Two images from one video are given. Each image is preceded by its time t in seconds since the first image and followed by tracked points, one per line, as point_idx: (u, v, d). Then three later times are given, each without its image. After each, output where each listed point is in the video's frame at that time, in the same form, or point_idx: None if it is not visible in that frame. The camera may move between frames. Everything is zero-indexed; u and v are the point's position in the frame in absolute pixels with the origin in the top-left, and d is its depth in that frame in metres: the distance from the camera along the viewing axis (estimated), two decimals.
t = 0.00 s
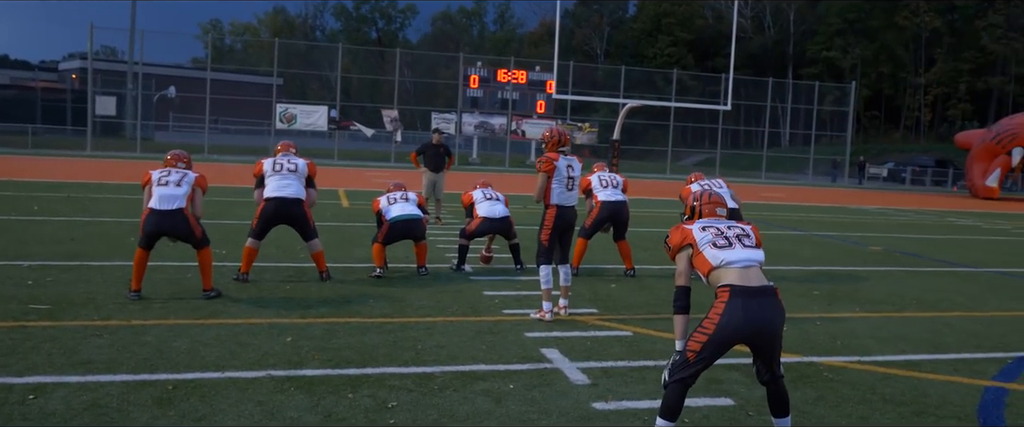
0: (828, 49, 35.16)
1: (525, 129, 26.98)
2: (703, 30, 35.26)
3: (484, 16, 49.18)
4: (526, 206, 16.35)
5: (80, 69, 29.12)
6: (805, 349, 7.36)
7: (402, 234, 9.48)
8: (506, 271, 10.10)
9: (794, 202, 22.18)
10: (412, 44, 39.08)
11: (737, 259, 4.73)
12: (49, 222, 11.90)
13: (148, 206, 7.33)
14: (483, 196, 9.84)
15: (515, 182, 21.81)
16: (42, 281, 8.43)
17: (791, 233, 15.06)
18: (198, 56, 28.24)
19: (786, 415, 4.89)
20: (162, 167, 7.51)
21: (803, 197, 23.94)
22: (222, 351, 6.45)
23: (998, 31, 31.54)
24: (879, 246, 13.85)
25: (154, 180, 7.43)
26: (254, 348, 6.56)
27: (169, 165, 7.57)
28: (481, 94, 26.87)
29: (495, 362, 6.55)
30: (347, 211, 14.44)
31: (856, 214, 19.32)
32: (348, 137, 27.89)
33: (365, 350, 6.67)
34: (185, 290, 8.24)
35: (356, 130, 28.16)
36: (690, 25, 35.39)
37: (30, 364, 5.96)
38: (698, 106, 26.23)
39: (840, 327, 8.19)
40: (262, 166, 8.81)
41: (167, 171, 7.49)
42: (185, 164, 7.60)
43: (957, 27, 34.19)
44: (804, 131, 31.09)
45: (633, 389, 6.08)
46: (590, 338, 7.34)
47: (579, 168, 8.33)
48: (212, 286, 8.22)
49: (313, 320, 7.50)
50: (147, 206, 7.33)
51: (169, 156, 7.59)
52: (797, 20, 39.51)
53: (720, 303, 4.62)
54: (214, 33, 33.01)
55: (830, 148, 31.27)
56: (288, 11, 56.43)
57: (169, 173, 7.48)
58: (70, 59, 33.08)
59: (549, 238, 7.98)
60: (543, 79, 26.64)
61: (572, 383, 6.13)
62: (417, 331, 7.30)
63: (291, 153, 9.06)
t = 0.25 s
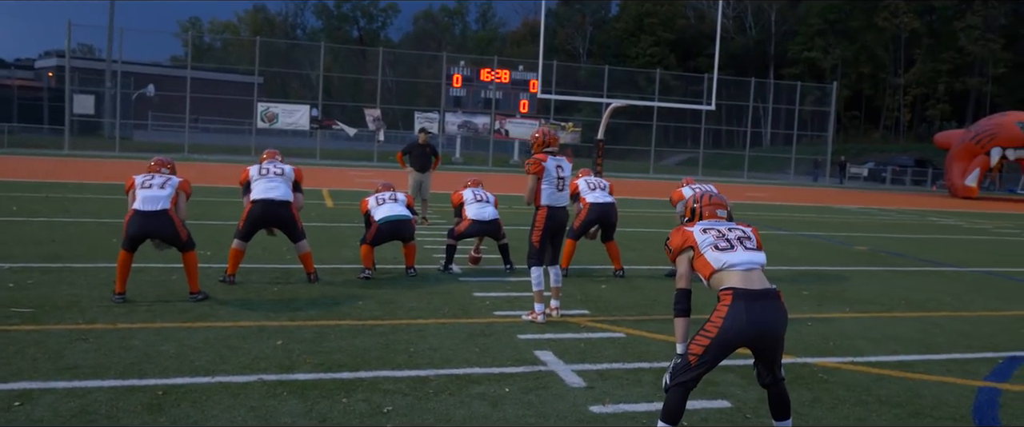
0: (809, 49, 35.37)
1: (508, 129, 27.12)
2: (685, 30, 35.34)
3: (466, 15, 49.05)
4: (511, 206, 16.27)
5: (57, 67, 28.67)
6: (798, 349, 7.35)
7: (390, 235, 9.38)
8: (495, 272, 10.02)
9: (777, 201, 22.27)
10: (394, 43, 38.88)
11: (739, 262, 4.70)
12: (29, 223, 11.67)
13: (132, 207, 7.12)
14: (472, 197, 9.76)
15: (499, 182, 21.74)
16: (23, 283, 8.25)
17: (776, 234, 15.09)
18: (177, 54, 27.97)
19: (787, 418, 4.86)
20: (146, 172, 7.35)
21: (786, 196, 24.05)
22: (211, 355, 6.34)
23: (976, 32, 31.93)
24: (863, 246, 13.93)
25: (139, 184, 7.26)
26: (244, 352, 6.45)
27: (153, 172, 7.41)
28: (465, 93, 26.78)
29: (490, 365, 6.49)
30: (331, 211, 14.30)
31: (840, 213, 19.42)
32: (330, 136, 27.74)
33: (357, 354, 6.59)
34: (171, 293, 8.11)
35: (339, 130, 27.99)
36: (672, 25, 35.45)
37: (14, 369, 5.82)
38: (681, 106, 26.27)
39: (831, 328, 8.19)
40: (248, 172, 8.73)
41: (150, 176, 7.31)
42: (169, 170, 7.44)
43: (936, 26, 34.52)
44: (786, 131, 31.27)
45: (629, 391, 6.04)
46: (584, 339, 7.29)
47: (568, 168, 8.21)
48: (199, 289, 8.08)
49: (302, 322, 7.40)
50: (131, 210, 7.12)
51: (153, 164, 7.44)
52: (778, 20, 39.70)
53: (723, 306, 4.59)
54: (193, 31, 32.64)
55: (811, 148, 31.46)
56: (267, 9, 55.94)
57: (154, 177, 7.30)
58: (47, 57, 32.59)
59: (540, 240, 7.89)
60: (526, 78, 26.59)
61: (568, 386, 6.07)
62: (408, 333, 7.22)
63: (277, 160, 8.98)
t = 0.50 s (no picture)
0: (788, 50, 35.53)
1: (489, 128, 26.96)
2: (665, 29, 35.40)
3: (445, 14, 48.83)
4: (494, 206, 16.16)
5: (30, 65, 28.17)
6: (790, 350, 7.33)
7: (377, 236, 9.28)
8: (482, 272, 9.96)
9: (757, 201, 22.36)
10: (373, 41, 38.64)
11: (739, 263, 4.67)
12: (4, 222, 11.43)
13: (115, 209, 6.98)
14: (460, 198, 9.64)
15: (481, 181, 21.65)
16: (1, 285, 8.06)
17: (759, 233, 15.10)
18: (153, 52, 27.64)
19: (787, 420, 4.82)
20: (128, 175, 7.18)
21: (766, 196, 24.16)
22: (198, 358, 6.23)
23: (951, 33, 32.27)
24: (846, 245, 14.00)
25: (120, 185, 7.09)
26: (232, 355, 6.34)
27: (135, 174, 7.23)
28: (445, 92, 26.61)
29: (482, 367, 6.41)
30: (313, 211, 14.15)
31: (820, 213, 19.53)
32: (308, 135, 27.51)
33: (346, 356, 6.49)
34: (155, 294, 7.97)
35: (318, 129, 27.76)
36: (652, 24, 35.50)
37: None
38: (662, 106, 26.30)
39: (819, 328, 8.19)
40: (230, 177, 8.61)
41: (133, 178, 7.14)
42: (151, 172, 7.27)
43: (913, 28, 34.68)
44: (765, 130, 31.43)
45: (624, 393, 5.99)
46: (576, 340, 7.23)
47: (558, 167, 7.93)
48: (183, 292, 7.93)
49: (290, 324, 7.29)
50: (114, 212, 6.97)
51: (135, 166, 7.27)
52: (756, 20, 39.87)
53: (725, 307, 4.55)
54: (169, 27, 32.21)
55: (790, 147, 31.65)
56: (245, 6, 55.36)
57: (136, 179, 7.13)
58: (19, 54, 32.02)
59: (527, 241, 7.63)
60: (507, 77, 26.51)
61: (562, 388, 6.01)
62: (398, 335, 7.13)
63: (260, 164, 8.87)
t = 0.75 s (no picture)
0: (769, 49, 35.70)
1: (473, 127, 26.85)
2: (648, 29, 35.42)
3: (427, 12, 48.60)
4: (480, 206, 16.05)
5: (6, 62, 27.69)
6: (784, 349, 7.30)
7: (365, 235, 9.20)
8: (472, 272, 9.88)
9: (741, 200, 22.40)
10: (355, 40, 38.39)
11: (742, 262, 4.63)
12: None
13: (101, 209, 6.84)
14: (450, 198, 9.56)
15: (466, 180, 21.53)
16: None
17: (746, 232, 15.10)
18: (132, 50, 27.35)
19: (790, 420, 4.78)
20: (113, 175, 7.03)
21: (749, 194, 24.26)
22: (188, 360, 6.11)
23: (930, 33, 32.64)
24: (832, 244, 14.04)
25: (107, 185, 6.94)
26: (222, 357, 6.22)
27: (120, 174, 7.08)
28: (428, 91, 26.46)
29: (476, 367, 6.32)
30: (297, 210, 13.98)
31: (804, 212, 19.58)
32: (290, 133, 27.29)
33: (339, 357, 6.39)
34: (141, 295, 7.83)
35: (301, 128, 27.51)
36: (634, 24, 35.52)
37: None
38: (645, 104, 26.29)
39: (812, 327, 8.16)
40: (216, 178, 8.47)
41: (119, 178, 6.99)
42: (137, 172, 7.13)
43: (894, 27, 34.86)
44: (747, 129, 31.56)
45: (621, 393, 5.93)
46: (570, 340, 7.16)
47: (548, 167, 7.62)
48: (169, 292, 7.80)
49: (280, 325, 7.18)
50: (100, 212, 6.84)
51: (120, 167, 7.12)
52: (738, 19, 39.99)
53: (727, 307, 4.51)
54: (148, 26, 31.81)
55: (772, 147, 31.80)
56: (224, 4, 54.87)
57: (122, 179, 6.98)
58: None
59: (518, 240, 7.28)
60: (490, 76, 26.44)
61: (558, 389, 5.94)
62: (390, 335, 7.04)
63: (245, 165, 8.73)
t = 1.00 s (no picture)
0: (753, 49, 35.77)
1: (458, 126, 26.73)
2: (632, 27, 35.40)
3: (410, 10, 48.36)
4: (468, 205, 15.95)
5: None
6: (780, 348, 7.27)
7: (355, 235, 9.09)
8: (462, 272, 9.78)
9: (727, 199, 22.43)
10: (339, 38, 38.12)
11: (747, 262, 4.60)
12: None
13: (87, 210, 6.69)
14: (441, 197, 9.47)
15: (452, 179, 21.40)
16: None
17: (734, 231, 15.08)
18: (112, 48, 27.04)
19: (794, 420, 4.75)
20: (100, 175, 6.88)
21: (734, 193, 24.32)
22: (178, 363, 5.98)
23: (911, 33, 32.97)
24: (820, 242, 14.06)
25: (93, 186, 6.79)
26: (212, 359, 6.10)
27: (107, 174, 6.94)
28: (413, 90, 26.23)
29: (472, 368, 6.23)
30: (282, 210, 13.81)
31: (791, 211, 19.61)
32: (274, 132, 27.05)
33: (331, 359, 6.28)
34: (127, 296, 7.68)
35: (284, 126, 27.26)
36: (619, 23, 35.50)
37: None
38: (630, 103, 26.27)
39: (806, 326, 8.13)
40: (201, 177, 8.32)
41: (105, 178, 6.85)
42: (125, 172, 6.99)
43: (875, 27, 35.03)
44: (731, 128, 31.64)
45: (619, 395, 5.86)
46: (565, 341, 7.08)
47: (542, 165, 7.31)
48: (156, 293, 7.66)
49: (270, 326, 7.06)
50: (86, 214, 6.69)
51: (107, 166, 6.98)
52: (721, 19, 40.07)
53: (733, 307, 4.47)
54: (128, 23, 31.40)
55: (756, 145, 31.90)
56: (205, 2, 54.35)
57: (109, 179, 6.83)
58: None
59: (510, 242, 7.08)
60: (475, 75, 26.38)
61: (556, 390, 5.87)
62: (383, 336, 6.93)
63: (231, 165, 8.58)
